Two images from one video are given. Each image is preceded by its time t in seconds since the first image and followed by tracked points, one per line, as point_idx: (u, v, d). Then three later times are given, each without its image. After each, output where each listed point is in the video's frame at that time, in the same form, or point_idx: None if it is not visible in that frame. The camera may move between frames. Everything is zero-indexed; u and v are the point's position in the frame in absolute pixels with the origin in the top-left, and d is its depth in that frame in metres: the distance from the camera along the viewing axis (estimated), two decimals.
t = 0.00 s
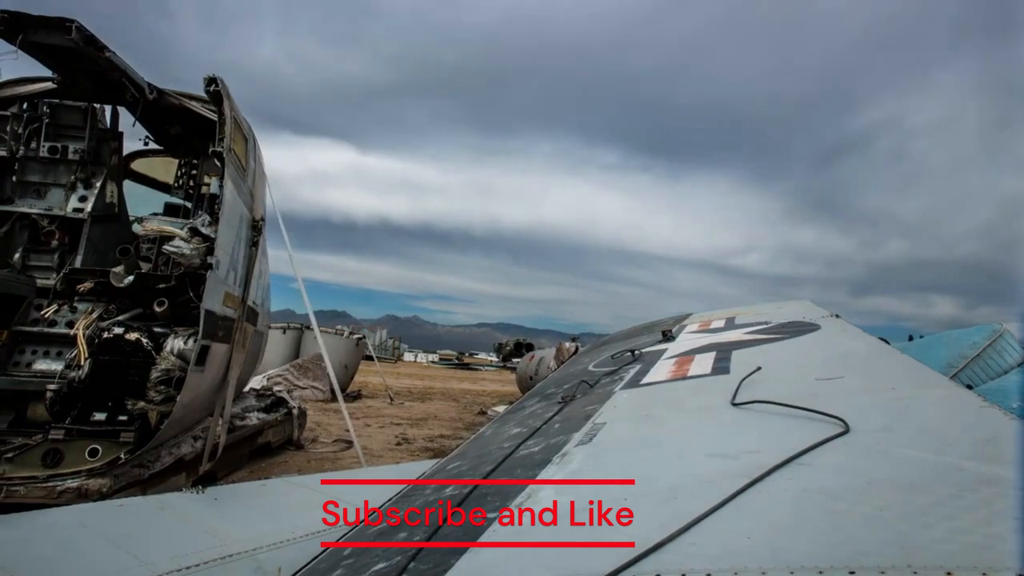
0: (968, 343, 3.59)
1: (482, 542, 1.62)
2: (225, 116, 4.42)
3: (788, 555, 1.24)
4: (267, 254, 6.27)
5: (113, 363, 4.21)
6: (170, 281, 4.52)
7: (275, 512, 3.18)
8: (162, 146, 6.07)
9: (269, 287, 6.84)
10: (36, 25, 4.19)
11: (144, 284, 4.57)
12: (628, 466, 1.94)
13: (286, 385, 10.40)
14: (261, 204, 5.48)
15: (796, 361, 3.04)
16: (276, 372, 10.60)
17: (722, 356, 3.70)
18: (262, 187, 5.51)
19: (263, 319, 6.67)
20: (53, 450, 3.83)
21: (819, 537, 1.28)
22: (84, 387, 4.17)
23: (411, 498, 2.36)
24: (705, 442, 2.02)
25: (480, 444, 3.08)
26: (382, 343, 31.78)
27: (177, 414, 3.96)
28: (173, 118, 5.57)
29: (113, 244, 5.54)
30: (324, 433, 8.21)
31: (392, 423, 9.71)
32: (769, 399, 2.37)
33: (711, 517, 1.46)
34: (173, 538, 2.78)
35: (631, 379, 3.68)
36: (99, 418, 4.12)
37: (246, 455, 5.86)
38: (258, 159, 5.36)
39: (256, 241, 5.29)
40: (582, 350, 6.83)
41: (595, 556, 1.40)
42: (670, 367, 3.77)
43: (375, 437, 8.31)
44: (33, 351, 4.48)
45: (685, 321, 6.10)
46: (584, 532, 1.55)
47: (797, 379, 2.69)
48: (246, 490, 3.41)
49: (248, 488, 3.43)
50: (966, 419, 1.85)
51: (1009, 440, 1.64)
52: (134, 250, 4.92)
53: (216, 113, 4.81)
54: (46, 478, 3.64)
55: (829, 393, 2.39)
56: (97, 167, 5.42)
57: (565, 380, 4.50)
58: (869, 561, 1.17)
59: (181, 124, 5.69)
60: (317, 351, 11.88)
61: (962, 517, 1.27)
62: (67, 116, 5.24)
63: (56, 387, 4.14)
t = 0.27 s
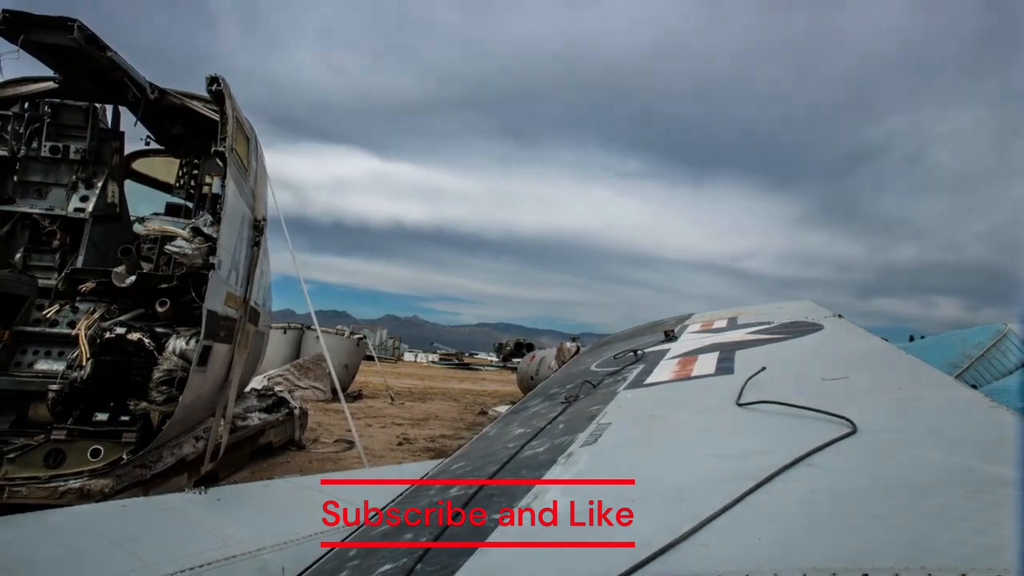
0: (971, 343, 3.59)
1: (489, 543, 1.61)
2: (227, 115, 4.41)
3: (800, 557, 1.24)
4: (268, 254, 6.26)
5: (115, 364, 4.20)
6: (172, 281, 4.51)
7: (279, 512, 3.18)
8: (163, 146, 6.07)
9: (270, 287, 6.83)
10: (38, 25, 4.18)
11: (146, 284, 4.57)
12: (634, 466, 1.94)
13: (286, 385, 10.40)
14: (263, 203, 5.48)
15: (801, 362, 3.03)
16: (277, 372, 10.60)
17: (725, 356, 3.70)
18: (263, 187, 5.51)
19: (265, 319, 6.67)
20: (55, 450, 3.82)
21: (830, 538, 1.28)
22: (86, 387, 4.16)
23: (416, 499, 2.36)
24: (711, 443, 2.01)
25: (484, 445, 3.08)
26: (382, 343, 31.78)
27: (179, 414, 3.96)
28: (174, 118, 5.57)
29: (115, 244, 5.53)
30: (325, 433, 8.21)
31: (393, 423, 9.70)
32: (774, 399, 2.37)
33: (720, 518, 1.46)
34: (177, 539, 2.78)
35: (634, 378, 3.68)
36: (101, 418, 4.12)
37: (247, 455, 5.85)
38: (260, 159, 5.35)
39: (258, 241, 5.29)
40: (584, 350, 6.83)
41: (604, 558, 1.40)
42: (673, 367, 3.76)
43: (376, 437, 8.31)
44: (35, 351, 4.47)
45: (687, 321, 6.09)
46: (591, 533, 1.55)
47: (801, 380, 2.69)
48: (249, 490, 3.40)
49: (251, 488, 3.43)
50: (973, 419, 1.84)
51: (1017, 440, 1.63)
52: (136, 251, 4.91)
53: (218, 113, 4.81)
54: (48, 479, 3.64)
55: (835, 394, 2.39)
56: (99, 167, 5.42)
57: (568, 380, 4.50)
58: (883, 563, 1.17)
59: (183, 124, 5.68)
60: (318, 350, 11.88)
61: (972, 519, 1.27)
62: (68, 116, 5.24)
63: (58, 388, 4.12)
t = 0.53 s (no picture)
0: (976, 343, 3.58)
1: (496, 543, 1.61)
2: (229, 115, 4.40)
3: (810, 557, 1.23)
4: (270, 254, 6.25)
5: (117, 364, 4.19)
6: (174, 281, 4.50)
7: (281, 513, 3.17)
8: (165, 146, 6.06)
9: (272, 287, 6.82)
10: (40, 24, 4.17)
11: (148, 285, 4.56)
12: (641, 466, 1.93)
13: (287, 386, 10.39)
14: (265, 203, 5.47)
15: (806, 362, 3.03)
16: (277, 372, 10.60)
17: (729, 356, 3.69)
18: (265, 187, 5.50)
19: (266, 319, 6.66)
20: (57, 451, 3.81)
21: (841, 539, 1.27)
22: (88, 387, 4.16)
23: (420, 499, 2.36)
24: (717, 443, 2.01)
25: (488, 445, 3.07)
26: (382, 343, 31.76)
27: (182, 414, 3.95)
28: (176, 117, 5.56)
29: (116, 243, 5.52)
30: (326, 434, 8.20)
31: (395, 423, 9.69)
32: (780, 399, 2.36)
33: (729, 520, 1.45)
34: (180, 539, 2.77)
35: (638, 378, 3.67)
36: (103, 418, 4.11)
37: (249, 455, 5.84)
38: (262, 158, 5.35)
39: (260, 241, 5.28)
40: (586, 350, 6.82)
41: (613, 559, 1.39)
42: (677, 367, 3.76)
43: (378, 437, 8.29)
44: (37, 351, 4.47)
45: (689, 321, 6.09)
46: (598, 534, 1.55)
47: (807, 380, 2.68)
48: (252, 490, 3.40)
49: (254, 489, 3.42)
50: (981, 419, 1.83)
51: None
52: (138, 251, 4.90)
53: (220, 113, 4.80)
54: (50, 479, 3.63)
55: (841, 394, 2.38)
56: (100, 166, 5.41)
57: (571, 380, 4.49)
58: (896, 563, 1.16)
59: (184, 124, 5.68)
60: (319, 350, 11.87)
61: (985, 520, 1.26)
62: (70, 116, 5.23)
63: (60, 388, 4.12)
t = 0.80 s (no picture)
0: (981, 343, 3.57)
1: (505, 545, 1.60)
2: (232, 115, 4.39)
3: (824, 559, 1.22)
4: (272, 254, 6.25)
5: (119, 364, 4.18)
6: (177, 282, 4.49)
7: (285, 514, 3.16)
8: (166, 146, 6.05)
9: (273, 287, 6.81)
10: (42, 24, 4.16)
11: (150, 285, 4.55)
12: (648, 467, 1.92)
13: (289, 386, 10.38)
14: (267, 203, 5.46)
15: (811, 362, 3.02)
16: (278, 372, 10.59)
17: (733, 356, 3.69)
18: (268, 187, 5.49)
19: (268, 319, 6.65)
20: (59, 451, 3.80)
21: (854, 541, 1.26)
22: (90, 388, 4.15)
23: (425, 499, 2.35)
24: (725, 444, 2.00)
25: (493, 445, 3.07)
26: (383, 344, 31.75)
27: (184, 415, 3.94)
28: (177, 117, 5.55)
29: (117, 244, 5.51)
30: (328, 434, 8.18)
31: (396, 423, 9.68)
32: (786, 400, 2.35)
33: (739, 521, 1.44)
34: (183, 540, 2.77)
35: (642, 379, 3.67)
36: (105, 419, 4.10)
37: (251, 456, 5.83)
38: (264, 159, 5.34)
39: (262, 241, 5.27)
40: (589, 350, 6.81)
41: (624, 560, 1.38)
42: (681, 367, 3.75)
43: (379, 438, 8.28)
44: (39, 351, 4.46)
45: (692, 321, 6.08)
46: (608, 535, 1.54)
47: (813, 380, 2.67)
48: (255, 491, 3.39)
49: (257, 490, 3.40)
50: (991, 420, 1.83)
51: None
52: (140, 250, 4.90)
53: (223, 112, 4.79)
54: (53, 480, 3.62)
55: (848, 394, 2.37)
56: (102, 166, 5.41)
57: (575, 381, 4.48)
58: (911, 565, 1.16)
59: (186, 123, 5.67)
60: (320, 351, 11.86)
61: (998, 521, 1.25)
62: (71, 115, 5.22)
63: (62, 389, 4.10)
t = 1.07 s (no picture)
0: (985, 343, 3.57)
1: (513, 547, 1.59)
2: (234, 115, 4.39)
3: (836, 560, 1.21)
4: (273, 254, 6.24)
5: (121, 364, 4.17)
6: (179, 282, 4.49)
7: (288, 515, 3.15)
8: (168, 146, 6.05)
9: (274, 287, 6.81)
10: (44, 23, 4.15)
11: (152, 285, 4.54)
12: (655, 468, 1.91)
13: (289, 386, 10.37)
14: (269, 203, 5.45)
15: (815, 362, 3.01)
16: (279, 372, 10.58)
17: (736, 356, 3.68)
18: (269, 187, 5.49)
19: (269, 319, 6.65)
20: (61, 452, 3.79)
21: (866, 542, 1.25)
22: (92, 388, 4.14)
23: (429, 500, 2.34)
24: (731, 444, 1.99)
25: (496, 446, 3.06)
26: (383, 344, 31.75)
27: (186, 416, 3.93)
28: (179, 117, 5.55)
29: (118, 244, 5.50)
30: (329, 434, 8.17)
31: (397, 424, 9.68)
32: (792, 400, 2.35)
33: (749, 523, 1.43)
34: (187, 541, 2.76)
35: (645, 379, 3.66)
36: (107, 420, 4.09)
37: (252, 456, 5.82)
38: (266, 158, 5.33)
39: (263, 241, 5.27)
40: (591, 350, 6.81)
41: (633, 562, 1.38)
42: (684, 367, 3.75)
43: (381, 438, 8.27)
44: (40, 351, 4.45)
45: (694, 321, 6.07)
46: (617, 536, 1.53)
47: (817, 380, 2.67)
48: (258, 491, 3.38)
49: (260, 490, 3.39)
50: (999, 420, 1.82)
51: None
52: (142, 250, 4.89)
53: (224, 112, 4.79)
54: (55, 481, 3.60)
55: (853, 395, 2.37)
56: (103, 166, 5.40)
57: (577, 381, 4.47)
58: (925, 566, 1.15)
59: (187, 123, 5.66)
60: (321, 351, 11.85)
61: (1010, 522, 1.24)
62: (72, 115, 5.21)
63: (64, 389, 4.07)
